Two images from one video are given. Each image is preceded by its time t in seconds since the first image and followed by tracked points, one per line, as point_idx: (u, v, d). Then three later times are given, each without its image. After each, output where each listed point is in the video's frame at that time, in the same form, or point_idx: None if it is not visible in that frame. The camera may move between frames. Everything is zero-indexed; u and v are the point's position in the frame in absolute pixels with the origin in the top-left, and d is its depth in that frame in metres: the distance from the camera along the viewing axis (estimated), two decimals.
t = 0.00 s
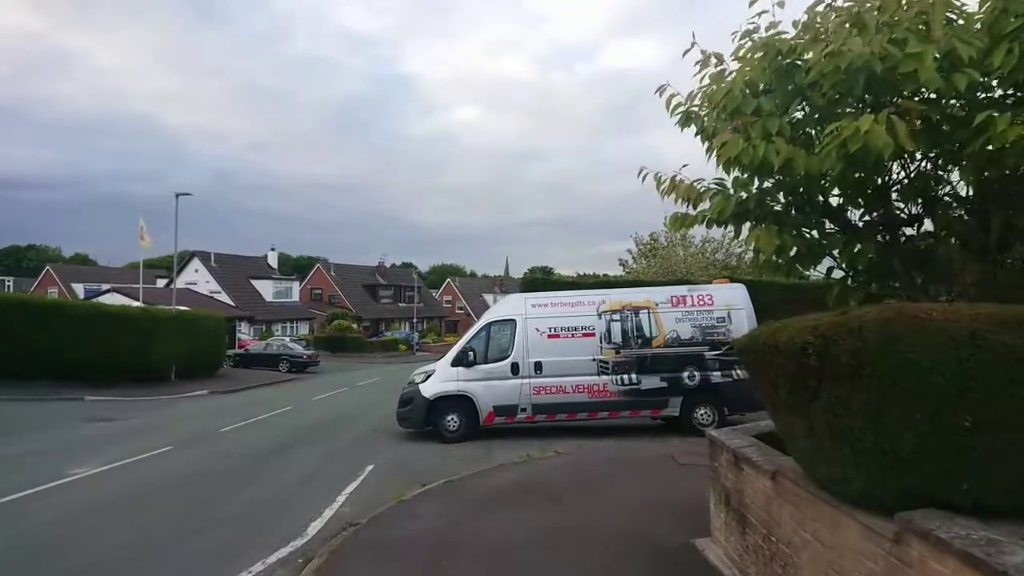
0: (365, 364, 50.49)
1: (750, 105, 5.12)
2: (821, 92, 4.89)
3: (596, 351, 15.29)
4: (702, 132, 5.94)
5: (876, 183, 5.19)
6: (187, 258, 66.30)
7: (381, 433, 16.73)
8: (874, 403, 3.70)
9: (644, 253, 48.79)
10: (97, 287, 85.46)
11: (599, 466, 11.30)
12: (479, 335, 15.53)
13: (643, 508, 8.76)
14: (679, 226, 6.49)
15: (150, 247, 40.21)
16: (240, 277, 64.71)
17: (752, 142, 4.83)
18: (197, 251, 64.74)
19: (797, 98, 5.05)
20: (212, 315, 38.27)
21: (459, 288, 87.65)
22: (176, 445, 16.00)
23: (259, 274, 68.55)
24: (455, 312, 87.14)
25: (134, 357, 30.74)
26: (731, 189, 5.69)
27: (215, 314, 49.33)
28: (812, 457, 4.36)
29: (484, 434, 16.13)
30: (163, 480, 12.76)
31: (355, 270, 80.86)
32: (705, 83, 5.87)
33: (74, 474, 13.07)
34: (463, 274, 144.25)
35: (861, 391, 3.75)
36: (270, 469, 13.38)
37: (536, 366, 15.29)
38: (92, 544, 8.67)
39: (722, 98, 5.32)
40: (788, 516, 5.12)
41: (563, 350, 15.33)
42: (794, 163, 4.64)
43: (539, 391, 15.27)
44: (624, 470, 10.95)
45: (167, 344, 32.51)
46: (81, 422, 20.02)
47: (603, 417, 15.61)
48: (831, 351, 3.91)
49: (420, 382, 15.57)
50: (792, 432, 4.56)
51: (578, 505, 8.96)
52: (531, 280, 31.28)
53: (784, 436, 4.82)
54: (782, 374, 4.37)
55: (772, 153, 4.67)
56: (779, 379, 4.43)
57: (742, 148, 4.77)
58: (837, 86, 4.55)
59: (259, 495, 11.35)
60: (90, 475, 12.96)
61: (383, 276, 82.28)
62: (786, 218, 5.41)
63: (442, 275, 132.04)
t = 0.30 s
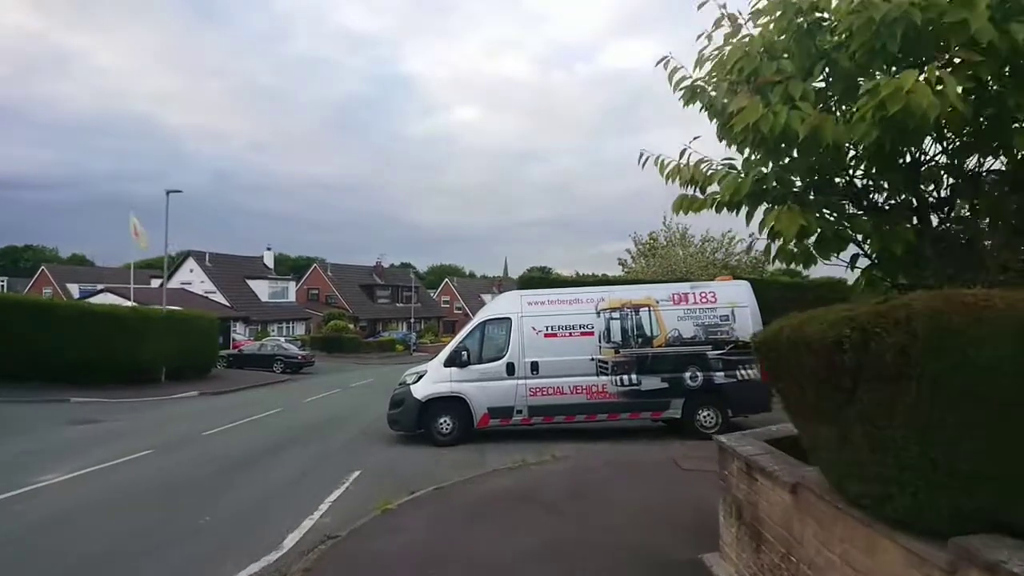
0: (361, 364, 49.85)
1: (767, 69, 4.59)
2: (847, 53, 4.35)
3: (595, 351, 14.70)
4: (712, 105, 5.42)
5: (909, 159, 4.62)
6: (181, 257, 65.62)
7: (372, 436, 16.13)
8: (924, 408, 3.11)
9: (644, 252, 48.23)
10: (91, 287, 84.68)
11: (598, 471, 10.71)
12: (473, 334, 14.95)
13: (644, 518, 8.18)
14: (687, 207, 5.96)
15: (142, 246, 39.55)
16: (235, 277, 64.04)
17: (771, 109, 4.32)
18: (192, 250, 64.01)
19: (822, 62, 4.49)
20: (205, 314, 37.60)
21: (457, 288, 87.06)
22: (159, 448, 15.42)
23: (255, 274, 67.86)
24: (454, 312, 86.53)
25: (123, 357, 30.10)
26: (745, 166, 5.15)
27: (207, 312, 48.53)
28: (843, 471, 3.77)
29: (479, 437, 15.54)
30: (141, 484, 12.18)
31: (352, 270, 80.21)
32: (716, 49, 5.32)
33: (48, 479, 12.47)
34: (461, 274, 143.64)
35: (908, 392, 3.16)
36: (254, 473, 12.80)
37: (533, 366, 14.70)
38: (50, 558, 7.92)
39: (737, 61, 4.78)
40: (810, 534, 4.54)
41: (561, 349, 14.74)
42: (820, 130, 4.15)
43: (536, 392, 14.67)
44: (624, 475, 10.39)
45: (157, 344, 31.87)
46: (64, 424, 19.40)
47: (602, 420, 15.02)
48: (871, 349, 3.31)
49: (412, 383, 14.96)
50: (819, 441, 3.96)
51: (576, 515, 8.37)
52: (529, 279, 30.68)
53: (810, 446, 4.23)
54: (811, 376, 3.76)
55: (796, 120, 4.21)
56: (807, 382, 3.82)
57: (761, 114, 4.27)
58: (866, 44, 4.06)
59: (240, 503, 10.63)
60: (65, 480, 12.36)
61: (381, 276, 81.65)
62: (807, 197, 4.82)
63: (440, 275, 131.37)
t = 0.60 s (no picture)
0: (356, 365, 49.22)
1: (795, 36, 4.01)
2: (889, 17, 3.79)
3: (594, 353, 14.09)
4: (727, 85, 4.93)
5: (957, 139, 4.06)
6: (176, 257, 64.87)
7: (363, 441, 15.53)
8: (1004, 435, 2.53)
9: (643, 251, 47.66)
10: (85, 286, 83.84)
11: (597, 482, 10.11)
12: (467, 336, 14.33)
13: (649, 538, 7.58)
14: (696, 200, 5.39)
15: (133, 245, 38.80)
16: (230, 277, 63.33)
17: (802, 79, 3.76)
18: (186, 249, 63.29)
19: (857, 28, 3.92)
20: (197, 315, 36.92)
21: (455, 288, 86.47)
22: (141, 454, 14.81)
23: (250, 273, 67.16)
24: (451, 312, 85.94)
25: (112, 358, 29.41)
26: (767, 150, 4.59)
27: (201, 313, 47.83)
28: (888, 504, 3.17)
29: (473, 444, 14.95)
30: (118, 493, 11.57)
31: (349, 269, 79.55)
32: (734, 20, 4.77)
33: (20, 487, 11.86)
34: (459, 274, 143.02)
35: (982, 414, 2.57)
36: (237, 481, 12.20)
37: (529, 369, 14.09)
38: (38, 563, 7.76)
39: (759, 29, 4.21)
40: (843, 572, 3.98)
41: (558, 352, 14.13)
42: (862, 104, 3.64)
43: (533, 396, 14.07)
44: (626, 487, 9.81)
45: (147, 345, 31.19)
46: (45, 429, 18.75)
47: (602, 425, 14.42)
48: (936, 363, 2.72)
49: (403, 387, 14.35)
50: (860, 465, 3.37)
51: (575, 533, 7.79)
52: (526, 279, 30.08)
53: (844, 470, 3.65)
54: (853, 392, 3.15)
55: (834, 91, 3.69)
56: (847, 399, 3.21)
57: (792, 86, 3.69)
58: (911, 4, 3.52)
59: (223, 511, 9.98)
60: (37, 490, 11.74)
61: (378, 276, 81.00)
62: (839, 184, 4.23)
63: (438, 274, 130.71)
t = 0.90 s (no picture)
0: (353, 364, 48.63)
1: None
2: None
3: (595, 352, 13.51)
4: (750, 46, 4.38)
5: None
6: (171, 255, 64.22)
7: (355, 444, 14.92)
8: None
9: (643, 250, 47.14)
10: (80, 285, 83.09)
11: (600, 490, 9.51)
12: (463, 334, 13.74)
13: (657, 552, 6.97)
14: (712, 178, 4.79)
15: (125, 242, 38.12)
16: (226, 276, 62.69)
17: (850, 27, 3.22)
18: (181, 248, 62.63)
19: None
20: (190, 314, 36.29)
21: (453, 287, 86.02)
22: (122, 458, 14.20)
23: (246, 272, 66.51)
24: (450, 312, 85.47)
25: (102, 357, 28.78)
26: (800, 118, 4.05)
27: (195, 311, 47.17)
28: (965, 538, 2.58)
29: (469, 447, 14.35)
30: (94, 498, 10.96)
31: (346, 268, 79.01)
32: None
33: None
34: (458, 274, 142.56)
35: None
36: (219, 485, 11.59)
37: (527, 369, 13.50)
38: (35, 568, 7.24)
39: None
40: None
41: (558, 351, 13.54)
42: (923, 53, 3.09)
43: (531, 397, 13.47)
44: (630, 494, 9.24)
45: (138, 344, 30.55)
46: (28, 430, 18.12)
47: (603, 428, 13.83)
48: None
49: (396, 388, 13.73)
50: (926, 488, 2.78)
51: (577, 546, 7.21)
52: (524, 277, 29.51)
53: (899, 491, 3.07)
54: (923, 401, 2.59)
55: (888, 40, 3.15)
56: (914, 409, 2.65)
57: (841, 36, 3.13)
58: None
59: (204, 519, 9.36)
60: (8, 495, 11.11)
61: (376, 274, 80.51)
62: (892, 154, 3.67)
63: (437, 274, 130.22)
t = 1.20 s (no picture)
0: (348, 365, 47.95)
1: None
2: None
3: (594, 350, 12.91)
4: None
5: None
6: (165, 255, 63.46)
7: (343, 447, 14.30)
8: None
9: (641, 249, 46.56)
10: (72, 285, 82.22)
11: (599, 497, 8.92)
12: (455, 332, 13.12)
13: (661, 565, 6.36)
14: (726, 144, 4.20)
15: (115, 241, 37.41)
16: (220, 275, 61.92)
17: None
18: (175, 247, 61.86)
19: None
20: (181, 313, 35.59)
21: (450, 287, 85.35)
22: (99, 461, 13.57)
23: (241, 272, 65.77)
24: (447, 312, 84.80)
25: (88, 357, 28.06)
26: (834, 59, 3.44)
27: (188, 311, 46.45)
28: None
29: (462, 449, 13.74)
30: (63, 503, 10.33)
31: (343, 268, 78.33)
32: None
33: None
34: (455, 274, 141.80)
35: None
36: (197, 490, 10.96)
37: (523, 368, 12.90)
38: None
39: None
40: None
41: (554, 349, 12.94)
42: None
43: (526, 397, 12.88)
44: (631, 500, 8.65)
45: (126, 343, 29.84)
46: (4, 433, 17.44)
47: (601, 429, 13.23)
48: None
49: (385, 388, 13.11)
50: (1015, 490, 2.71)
51: (574, 560, 6.61)
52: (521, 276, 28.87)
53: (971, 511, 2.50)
54: None
55: None
56: None
57: None
58: None
59: (179, 526, 8.73)
60: None
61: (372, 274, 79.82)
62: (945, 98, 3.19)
63: (434, 274, 129.55)
